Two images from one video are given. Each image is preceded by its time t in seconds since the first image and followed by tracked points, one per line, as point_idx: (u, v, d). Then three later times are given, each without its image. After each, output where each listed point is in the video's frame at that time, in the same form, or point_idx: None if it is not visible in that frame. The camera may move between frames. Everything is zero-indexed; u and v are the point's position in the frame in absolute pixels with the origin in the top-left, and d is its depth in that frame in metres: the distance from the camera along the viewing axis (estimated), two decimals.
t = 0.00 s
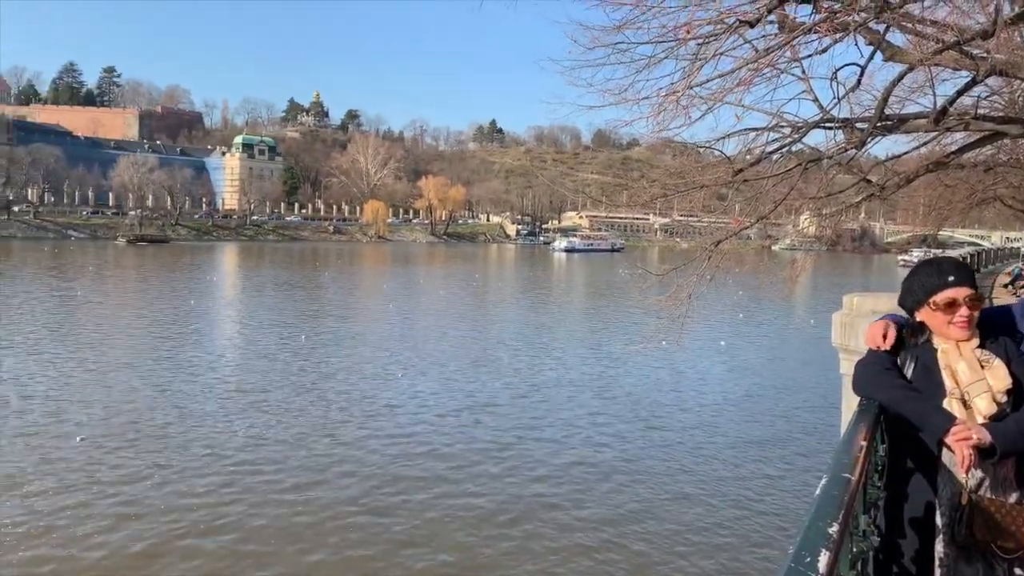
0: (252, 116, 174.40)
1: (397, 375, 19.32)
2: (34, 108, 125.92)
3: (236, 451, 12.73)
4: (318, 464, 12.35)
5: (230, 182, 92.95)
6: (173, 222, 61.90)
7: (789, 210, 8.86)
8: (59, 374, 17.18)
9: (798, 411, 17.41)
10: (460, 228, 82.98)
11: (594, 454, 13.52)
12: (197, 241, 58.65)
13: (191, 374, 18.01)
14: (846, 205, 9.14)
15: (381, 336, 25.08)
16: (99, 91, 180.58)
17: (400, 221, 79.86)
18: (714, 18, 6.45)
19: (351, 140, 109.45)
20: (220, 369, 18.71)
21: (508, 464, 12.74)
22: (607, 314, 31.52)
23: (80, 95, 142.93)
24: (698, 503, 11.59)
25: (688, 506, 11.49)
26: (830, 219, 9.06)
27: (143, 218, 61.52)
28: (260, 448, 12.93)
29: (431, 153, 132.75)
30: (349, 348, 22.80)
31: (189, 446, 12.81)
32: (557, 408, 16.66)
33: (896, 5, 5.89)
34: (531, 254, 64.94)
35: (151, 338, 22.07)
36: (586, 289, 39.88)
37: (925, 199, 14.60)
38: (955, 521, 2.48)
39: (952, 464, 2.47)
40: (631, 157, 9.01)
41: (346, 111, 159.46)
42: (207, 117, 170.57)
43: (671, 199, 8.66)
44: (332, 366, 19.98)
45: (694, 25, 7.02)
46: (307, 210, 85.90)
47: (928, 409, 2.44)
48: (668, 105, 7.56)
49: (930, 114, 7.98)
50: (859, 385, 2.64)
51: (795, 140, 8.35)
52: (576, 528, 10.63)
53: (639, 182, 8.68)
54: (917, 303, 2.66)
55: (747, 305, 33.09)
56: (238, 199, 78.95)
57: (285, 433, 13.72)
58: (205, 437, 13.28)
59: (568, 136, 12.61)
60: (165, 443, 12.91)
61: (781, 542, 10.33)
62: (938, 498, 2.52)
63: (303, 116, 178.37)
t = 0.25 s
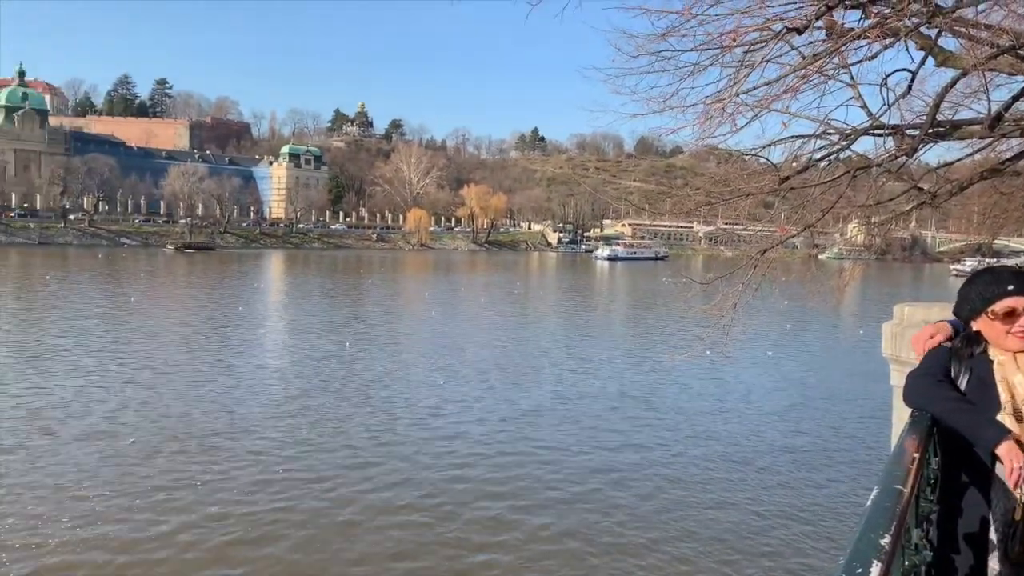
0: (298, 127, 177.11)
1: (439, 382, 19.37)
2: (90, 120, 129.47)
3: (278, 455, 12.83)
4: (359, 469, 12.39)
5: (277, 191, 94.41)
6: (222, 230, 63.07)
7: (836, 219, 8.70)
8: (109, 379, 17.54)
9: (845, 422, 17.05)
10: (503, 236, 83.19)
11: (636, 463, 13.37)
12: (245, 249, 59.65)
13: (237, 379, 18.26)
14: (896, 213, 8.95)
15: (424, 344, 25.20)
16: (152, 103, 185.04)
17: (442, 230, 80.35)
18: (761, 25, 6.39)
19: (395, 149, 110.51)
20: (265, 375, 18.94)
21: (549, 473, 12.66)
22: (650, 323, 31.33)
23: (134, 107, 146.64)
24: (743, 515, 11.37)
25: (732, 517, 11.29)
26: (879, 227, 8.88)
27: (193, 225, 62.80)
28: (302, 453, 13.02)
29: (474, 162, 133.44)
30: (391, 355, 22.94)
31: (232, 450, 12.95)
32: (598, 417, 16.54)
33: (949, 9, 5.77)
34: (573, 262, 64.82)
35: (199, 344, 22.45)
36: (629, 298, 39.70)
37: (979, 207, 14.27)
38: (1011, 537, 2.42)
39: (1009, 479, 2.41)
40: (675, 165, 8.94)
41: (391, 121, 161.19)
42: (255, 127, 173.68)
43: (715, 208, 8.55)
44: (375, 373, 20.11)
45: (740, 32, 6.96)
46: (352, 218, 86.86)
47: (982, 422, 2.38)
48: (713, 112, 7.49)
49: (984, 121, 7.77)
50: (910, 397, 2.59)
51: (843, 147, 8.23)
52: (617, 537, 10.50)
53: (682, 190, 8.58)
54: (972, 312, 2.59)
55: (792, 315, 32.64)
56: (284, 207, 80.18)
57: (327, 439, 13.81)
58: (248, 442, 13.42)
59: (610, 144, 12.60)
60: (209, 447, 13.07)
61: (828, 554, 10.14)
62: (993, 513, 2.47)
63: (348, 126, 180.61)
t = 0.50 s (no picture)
0: (337, 134, 178.96)
1: (475, 388, 19.37)
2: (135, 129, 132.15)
3: (315, 460, 12.90)
4: (396, 475, 12.41)
5: (315, 198, 95.41)
6: (262, 236, 63.89)
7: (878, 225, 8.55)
8: (151, 383, 17.80)
9: (888, 432, 16.73)
10: (539, 242, 83.16)
11: (674, 471, 13.23)
12: (284, 255, 60.35)
13: (276, 384, 18.50)
14: (941, 219, 8.74)
15: (460, 350, 25.24)
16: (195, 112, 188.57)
17: (479, 236, 80.52)
18: (802, 30, 6.33)
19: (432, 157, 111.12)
20: (303, 380, 19.10)
21: (586, 481, 12.57)
22: (688, 330, 31.10)
23: (177, 116, 149.34)
24: (784, 525, 11.18)
25: (773, 528, 11.10)
26: (924, 233, 8.72)
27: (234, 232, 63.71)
28: (338, 458, 13.09)
29: (510, 169, 133.71)
30: (428, 361, 23.00)
31: (271, 455, 13.06)
32: (635, 424, 16.41)
33: (997, 13, 5.62)
34: (609, 269, 64.58)
35: (238, 349, 22.73)
36: (667, 305, 39.43)
37: None
38: None
39: None
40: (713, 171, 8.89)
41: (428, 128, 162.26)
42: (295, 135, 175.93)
43: (754, 215, 8.46)
44: (411, 379, 20.19)
45: (781, 37, 6.89)
46: (389, 225, 87.52)
47: None
48: (754, 118, 7.42)
49: None
50: (957, 407, 2.56)
51: (887, 152, 8.11)
52: (656, 546, 10.38)
53: (720, 196, 8.51)
54: None
55: (834, 323, 32.15)
56: (324, 215, 81.07)
57: (363, 445, 13.87)
58: (286, 447, 13.52)
59: (649, 150, 12.55)
60: (248, 451, 13.18)
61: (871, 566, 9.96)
62: None
63: (386, 134, 182.10)
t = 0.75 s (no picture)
0: (380, 142, 180.70)
1: (517, 394, 19.38)
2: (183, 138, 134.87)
3: (359, 465, 13.01)
4: (438, 480, 12.46)
5: (358, 205, 96.40)
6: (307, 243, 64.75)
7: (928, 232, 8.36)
8: (200, 387, 18.16)
9: (939, 442, 16.44)
10: (581, 249, 83.02)
11: (718, 480, 13.08)
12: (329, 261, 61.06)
13: (323, 388, 18.78)
14: (994, 225, 8.54)
15: (502, 356, 25.27)
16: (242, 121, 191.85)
17: (521, 243, 80.66)
18: (849, 35, 6.24)
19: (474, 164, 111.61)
20: (346, 385, 19.28)
21: (628, 488, 12.49)
22: (733, 337, 30.83)
23: (224, 125, 152.17)
24: (832, 536, 10.99)
25: (820, 538, 10.96)
26: (976, 240, 8.55)
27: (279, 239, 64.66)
28: (381, 463, 13.18)
29: (551, 176, 133.78)
30: (469, 367, 23.08)
31: (315, 459, 13.20)
32: (678, 432, 16.28)
33: None
34: (651, 276, 64.20)
35: (283, 354, 23.03)
36: (710, 312, 39.14)
37: None
38: None
39: None
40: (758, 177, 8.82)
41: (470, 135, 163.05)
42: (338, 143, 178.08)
43: (800, 221, 8.35)
44: (453, 385, 20.27)
45: (829, 42, 6.80)
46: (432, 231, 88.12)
47: None
48: (800, 124, 7.33)
49: None
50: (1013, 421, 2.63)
51: (938, 158, 7.96)
52: (701, 554, 10.31)
53: (765, 202, 8.37)
54: None
55: (882, 331, 31.63)
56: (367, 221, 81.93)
57: (406, 450, 13.94)
58: (330, 451, 13.65)
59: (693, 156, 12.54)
60: (292, 455, 13.34)
61: None
62: None
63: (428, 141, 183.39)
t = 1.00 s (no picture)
0: (417, 148, 181.91)
1: (554, 401, 19.33)
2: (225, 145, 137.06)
3: (397, 470, 13.07)
4: (475, 486, 12.48)
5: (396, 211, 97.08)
6: (345, 248, 65.40)
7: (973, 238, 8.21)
8: (242, 390, 18.46)
9: (986, 451, 16.14)
10: (618, 254, 82.79)
11: (758, 488, 12.90)
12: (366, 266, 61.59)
13: (362, 392, 18.98)
14: None
15: (539, 361, 25.27)
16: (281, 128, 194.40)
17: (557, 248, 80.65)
18: (893, 38, 6.15)
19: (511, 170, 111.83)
20: (384, 390, 19.42)
21: (666, 496, 12.38)
22: (772, 344, 30.54)
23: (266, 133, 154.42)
24: (875, 547, 10.77)
25: (863, 546, 10.83)
26: None
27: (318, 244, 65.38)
28: (419, 467, 13.23)
29: (588, 181, 133.50)
30: (506, 372, 23.09)
31: (354, 463, 13.30)
32: (716, 439, 16.10)
33: None
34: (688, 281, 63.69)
35: (323, 358, 23.28)
36: (749, 318, 38.80)
37: None
38: None
39: None
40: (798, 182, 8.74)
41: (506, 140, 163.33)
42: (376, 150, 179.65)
43: (841, 226, 8.27)
44: (490, 390, 20.30)
45: (872, 44, 6.71)
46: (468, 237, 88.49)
47: None
48: (842, 128, 7.24)
49: None
50: None
51: (985, 161, 7.79)
52: (741, 560, 10.26)
53: (806, 207, 8.31)
54: None
55: (926, 338, 31.10)
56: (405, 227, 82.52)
57: (444, 455, 13.99)
58: (368, 455, 13.75)
59: (732, 161, 12.50)
60: (331, 459, 13.45)
61: None
62: None
63: (466, 147, 184.08)
